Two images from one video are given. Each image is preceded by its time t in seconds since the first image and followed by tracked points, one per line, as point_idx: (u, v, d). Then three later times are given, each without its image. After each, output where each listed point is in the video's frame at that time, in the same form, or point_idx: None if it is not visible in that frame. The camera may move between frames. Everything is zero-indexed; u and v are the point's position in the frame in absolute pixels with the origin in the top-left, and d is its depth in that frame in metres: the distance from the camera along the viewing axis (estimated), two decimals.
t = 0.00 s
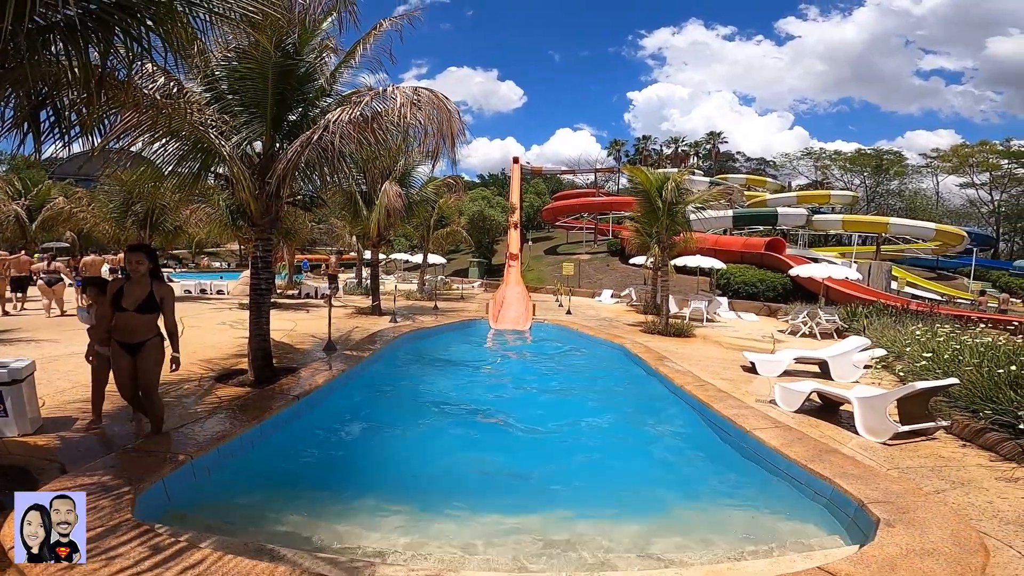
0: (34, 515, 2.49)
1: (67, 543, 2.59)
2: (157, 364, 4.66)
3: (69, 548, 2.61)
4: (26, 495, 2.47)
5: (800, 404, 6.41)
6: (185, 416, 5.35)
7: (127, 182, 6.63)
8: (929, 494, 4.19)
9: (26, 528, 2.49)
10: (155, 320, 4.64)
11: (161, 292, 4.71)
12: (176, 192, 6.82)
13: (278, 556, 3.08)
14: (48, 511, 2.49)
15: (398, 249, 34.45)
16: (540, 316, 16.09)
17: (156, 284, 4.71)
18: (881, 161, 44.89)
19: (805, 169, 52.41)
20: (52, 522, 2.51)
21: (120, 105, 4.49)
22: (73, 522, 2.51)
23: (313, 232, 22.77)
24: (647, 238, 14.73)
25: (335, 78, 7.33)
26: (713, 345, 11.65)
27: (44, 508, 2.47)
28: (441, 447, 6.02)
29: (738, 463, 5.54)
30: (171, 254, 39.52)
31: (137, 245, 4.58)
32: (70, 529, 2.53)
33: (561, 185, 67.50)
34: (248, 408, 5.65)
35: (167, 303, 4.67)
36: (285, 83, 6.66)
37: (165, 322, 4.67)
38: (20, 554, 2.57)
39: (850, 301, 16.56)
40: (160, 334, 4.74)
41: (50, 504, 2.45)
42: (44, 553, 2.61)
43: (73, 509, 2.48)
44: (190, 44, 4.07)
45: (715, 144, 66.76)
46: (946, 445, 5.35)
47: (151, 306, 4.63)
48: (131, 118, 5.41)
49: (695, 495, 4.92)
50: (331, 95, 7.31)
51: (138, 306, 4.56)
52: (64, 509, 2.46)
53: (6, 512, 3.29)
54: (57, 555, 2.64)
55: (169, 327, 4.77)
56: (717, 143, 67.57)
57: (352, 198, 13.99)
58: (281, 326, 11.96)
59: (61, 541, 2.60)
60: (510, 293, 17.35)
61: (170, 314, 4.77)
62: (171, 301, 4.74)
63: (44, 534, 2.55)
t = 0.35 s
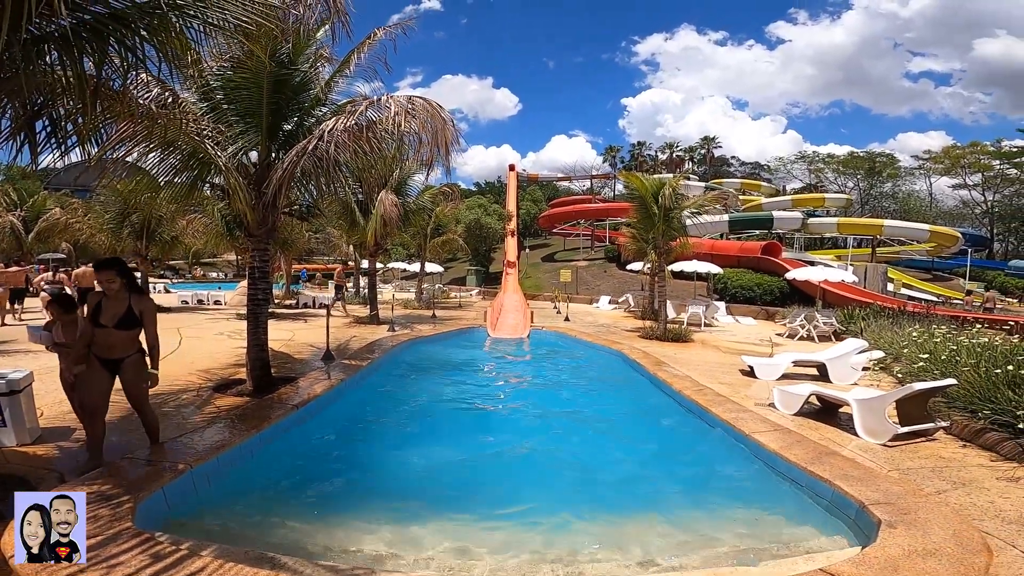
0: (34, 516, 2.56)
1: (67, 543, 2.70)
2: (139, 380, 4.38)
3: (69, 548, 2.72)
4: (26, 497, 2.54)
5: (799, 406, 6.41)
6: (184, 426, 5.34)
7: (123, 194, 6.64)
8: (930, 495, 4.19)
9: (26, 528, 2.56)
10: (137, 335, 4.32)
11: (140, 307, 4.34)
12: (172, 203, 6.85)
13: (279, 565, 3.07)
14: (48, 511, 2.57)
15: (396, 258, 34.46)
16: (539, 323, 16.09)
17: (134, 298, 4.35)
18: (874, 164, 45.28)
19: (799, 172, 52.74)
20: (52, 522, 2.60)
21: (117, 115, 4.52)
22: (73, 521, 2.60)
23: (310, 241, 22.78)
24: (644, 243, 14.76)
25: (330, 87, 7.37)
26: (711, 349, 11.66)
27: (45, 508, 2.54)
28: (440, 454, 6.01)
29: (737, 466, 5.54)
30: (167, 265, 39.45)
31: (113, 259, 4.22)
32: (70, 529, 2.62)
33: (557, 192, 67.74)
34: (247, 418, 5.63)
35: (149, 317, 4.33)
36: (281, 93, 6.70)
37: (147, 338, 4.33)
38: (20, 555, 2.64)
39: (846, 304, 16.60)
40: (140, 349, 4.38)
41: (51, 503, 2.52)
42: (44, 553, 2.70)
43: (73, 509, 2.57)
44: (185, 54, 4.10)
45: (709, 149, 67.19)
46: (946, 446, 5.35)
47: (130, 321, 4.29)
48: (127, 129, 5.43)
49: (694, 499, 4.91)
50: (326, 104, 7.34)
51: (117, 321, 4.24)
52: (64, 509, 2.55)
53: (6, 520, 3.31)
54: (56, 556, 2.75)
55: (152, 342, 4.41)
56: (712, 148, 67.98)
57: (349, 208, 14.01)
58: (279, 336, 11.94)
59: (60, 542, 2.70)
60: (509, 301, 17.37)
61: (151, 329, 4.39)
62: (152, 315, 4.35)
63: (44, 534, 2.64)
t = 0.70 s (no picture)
0: (34, 516, 2.63)
1: (67, 543, 2.75)
2: (107, 392, 4.15)
3: (69, 548, 2.78)
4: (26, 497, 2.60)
5: (800, 409, 6.41)
6: (185, 431, 5.33)
7: (123, 200, 6.67)
8: (933, 496, 4.18)
9: (26, 528, 2.64)
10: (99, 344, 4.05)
11: (99, 314, 4.05)
12: (172, 208, 6.87)
13: (281, 569, 3.05)
14: (48, 512, 2.64)
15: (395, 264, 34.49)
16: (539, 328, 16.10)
17: (91, 305, 4.04)
18: (872, 166, 45.45)
19: (797, 175, 52.89)
20: (52, 522, 2.68)
21: (118, 121, 4.54)
22: (73, 521, 2.67)
23: (309, 247, 22.80)
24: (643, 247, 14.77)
25: (330, 93, 7.40)
26: (711, 353, 11.66)
27: (44, 508, 2.61)
28: (441, 458, 6.00)
29: (738, 469, 5.52)
30: (167, 272, 39.46)
31: (65, 266, 3.89)
32: (70, 529, 2.70)
33: (556, 197, 67.81)
34: (247, 424, 5.62)
35: (110, 325, 4.06)
36: (280, 98, 6.74)
37: (112, 347, 4.08)
38: (21, 554, 2.74)
39: (846, 306, 16.61)
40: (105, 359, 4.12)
41: (51, 503, 2.57)
42: (44, 553, 2.78)
43: (73, 509, 2.63)
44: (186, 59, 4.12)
45: (708, 152, 67.42)
46: (947, 447, 5.34)
47: (89, 330, 4.00)
48: (127, 135, 5.45)
49: (695, 501, 4.90)
50: (326, 109, 7.37)
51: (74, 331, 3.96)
52: (64, 509, 2.61)
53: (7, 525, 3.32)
54: (56, 556, 2.81)
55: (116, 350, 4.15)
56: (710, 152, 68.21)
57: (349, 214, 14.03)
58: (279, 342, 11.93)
59: (60, 543, 2.77)
60: (509, 306, 17.38)
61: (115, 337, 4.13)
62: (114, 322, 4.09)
63: (44, 533, 2.71)
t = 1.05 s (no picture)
0: (34, 516, 2.60)
1: (67, 543, 2.73)
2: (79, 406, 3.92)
3: (70, 547, 2.76)
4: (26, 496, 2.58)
5: (801, 411, 6.40)
6: (186, 436, 5.33)
7: (125, 205, 6.68)
8: (936, 497, 4.17)
9: (26, 528, 2.61)
10: (69, 356, 3.85)
11: (69, 323, 3.86)
12: (173, 213, 6.89)
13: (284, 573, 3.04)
14: (48, 511, 2.61)
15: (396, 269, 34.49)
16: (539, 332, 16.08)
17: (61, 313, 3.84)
18: (871, 168, 45.52)
19: (797, 179, 52.96)
20: (52, 522, 2.64)
21: (121, 127, 4.57)
22: (73, 521, 2.65)
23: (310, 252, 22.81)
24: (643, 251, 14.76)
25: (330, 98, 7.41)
26: (712, 356, 11.64)
27: (45, 508, 2.58)
28: (443, 462, 6.00)
29: (740, 472, 5.51)
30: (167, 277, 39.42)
31: (36, 271, 3.71)
32: (70, 529, 2.67)
33: (557, 201, 67.86)
34: (249, 428, 5.62)
35: (82, 335, 3.87)
36: (281, 103, 6.77)
37: (85, 357, 3.88)
38: (21, 553, 2.71)
39: (847, 309, 16.59)
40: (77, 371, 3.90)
41: (51, 504, 2.55)
42: (44, 552, 2.74)
43: (73, 509, 2.60)
44: (188, 64, 4.14)
45: (707, 156, 67.57)
46: (949, 449, 5.34)
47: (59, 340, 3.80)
48: (130, 140, 5.47)
49: (697, 505, 4.89)
50: (326, 114, 7.40)
51: (42, 341, 3.77)
52: (64, 508, 2.59)
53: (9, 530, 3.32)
54: (56, 556, 2.79)
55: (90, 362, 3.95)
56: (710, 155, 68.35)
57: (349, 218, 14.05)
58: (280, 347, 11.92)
59: (60, 542, 2.73)
60: (509, 311, 17.37)
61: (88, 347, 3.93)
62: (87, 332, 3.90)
63: (44, 533, 2.67)
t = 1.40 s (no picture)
0: (34, 516, 2.60)
1: (67, 543, 2.72)
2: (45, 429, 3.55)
3: (68, 548, 2.74)
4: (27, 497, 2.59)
5: (805, 412, 6.39)
6: (190, 438, 5.35)
7: (127, 209, 6.70)
8: (942, 497, 4.16)
9: (25, 528, 2.60)
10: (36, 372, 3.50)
11: (38, 337, 3.51)
12: (176, 216, 6.92)
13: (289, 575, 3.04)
14: (48, 511, 2.61)
15: (399, 271, 34.55)
16: (542, 334, 16.09)
17: (30, 327, 3.52)
18: (873, 168, 45.41)
19: (799, 178, 52.90)
20: (52, 522, 2.64)
21: (123, 130, 4.59)
22: (73, 521, 2.65)
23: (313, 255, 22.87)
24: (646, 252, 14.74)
25: (332, 101, 7.44)
26: (715, 357, 11.63)
27: (45, 508, 2.59)
28: (445, 464, 5.99)
29: (744, 472, 5.49)
30: (171, 281, 39.60)
31: (13, 277, 3.46)
32: (70, 529, 2.67)
33: (558, 203, 67.86)
34: (254, 431, 5.63)
35: (52, 350, 3.54)
36: (283, 106, 6.81)
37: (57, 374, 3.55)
38: (20, 555, 2.67)
39: (850, 309, 16.55)
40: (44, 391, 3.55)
41: (51, 503, 2.56)
42: (43, 553, 2.71)
43: (72, 509, 2.62)
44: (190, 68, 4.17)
45: (708, 156, 67.60)
46: (954, 449, 5.31)
47: (26, 356, 3.46)
48: (132, 143, 5.49)
49: (700, 505, 4.87)
50: (328, 117, 7.43)
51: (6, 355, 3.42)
52: (64, 509, 2.59)
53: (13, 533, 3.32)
54: (56, 556, 2.77)
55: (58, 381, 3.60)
56: (711, 155, 68.34)
57: (351, 221, 14.09)
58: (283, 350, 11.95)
59: (59, 542, 2.73)
60: (511, 312, 17.38)
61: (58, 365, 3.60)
62: (58, 347, 3.58)
63: (44, 533, 2.66)
